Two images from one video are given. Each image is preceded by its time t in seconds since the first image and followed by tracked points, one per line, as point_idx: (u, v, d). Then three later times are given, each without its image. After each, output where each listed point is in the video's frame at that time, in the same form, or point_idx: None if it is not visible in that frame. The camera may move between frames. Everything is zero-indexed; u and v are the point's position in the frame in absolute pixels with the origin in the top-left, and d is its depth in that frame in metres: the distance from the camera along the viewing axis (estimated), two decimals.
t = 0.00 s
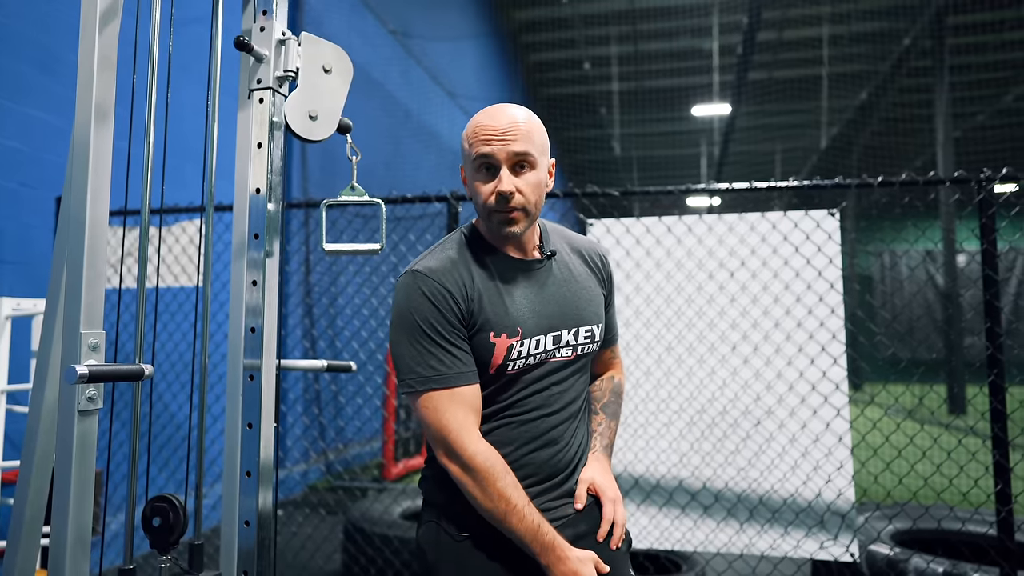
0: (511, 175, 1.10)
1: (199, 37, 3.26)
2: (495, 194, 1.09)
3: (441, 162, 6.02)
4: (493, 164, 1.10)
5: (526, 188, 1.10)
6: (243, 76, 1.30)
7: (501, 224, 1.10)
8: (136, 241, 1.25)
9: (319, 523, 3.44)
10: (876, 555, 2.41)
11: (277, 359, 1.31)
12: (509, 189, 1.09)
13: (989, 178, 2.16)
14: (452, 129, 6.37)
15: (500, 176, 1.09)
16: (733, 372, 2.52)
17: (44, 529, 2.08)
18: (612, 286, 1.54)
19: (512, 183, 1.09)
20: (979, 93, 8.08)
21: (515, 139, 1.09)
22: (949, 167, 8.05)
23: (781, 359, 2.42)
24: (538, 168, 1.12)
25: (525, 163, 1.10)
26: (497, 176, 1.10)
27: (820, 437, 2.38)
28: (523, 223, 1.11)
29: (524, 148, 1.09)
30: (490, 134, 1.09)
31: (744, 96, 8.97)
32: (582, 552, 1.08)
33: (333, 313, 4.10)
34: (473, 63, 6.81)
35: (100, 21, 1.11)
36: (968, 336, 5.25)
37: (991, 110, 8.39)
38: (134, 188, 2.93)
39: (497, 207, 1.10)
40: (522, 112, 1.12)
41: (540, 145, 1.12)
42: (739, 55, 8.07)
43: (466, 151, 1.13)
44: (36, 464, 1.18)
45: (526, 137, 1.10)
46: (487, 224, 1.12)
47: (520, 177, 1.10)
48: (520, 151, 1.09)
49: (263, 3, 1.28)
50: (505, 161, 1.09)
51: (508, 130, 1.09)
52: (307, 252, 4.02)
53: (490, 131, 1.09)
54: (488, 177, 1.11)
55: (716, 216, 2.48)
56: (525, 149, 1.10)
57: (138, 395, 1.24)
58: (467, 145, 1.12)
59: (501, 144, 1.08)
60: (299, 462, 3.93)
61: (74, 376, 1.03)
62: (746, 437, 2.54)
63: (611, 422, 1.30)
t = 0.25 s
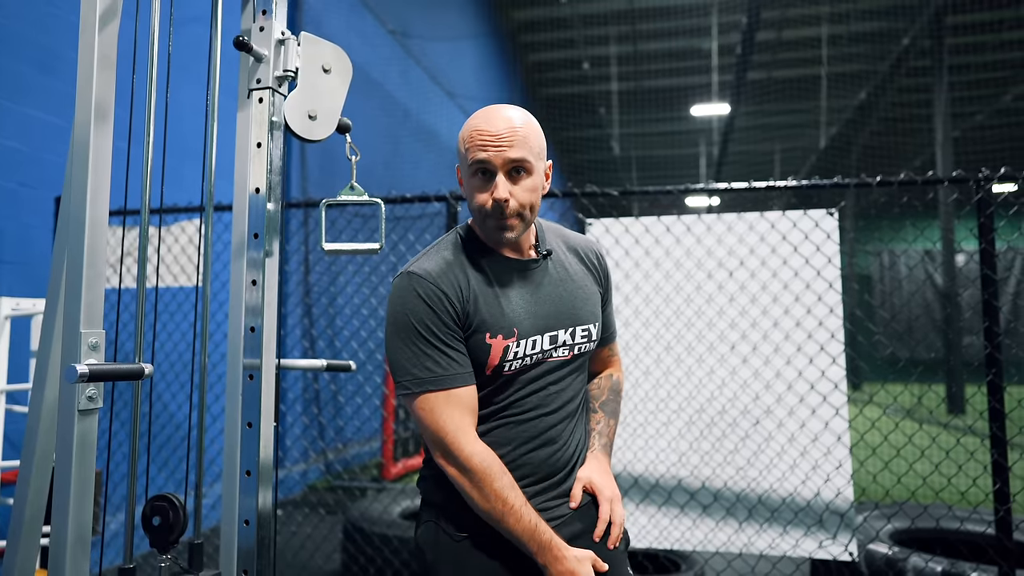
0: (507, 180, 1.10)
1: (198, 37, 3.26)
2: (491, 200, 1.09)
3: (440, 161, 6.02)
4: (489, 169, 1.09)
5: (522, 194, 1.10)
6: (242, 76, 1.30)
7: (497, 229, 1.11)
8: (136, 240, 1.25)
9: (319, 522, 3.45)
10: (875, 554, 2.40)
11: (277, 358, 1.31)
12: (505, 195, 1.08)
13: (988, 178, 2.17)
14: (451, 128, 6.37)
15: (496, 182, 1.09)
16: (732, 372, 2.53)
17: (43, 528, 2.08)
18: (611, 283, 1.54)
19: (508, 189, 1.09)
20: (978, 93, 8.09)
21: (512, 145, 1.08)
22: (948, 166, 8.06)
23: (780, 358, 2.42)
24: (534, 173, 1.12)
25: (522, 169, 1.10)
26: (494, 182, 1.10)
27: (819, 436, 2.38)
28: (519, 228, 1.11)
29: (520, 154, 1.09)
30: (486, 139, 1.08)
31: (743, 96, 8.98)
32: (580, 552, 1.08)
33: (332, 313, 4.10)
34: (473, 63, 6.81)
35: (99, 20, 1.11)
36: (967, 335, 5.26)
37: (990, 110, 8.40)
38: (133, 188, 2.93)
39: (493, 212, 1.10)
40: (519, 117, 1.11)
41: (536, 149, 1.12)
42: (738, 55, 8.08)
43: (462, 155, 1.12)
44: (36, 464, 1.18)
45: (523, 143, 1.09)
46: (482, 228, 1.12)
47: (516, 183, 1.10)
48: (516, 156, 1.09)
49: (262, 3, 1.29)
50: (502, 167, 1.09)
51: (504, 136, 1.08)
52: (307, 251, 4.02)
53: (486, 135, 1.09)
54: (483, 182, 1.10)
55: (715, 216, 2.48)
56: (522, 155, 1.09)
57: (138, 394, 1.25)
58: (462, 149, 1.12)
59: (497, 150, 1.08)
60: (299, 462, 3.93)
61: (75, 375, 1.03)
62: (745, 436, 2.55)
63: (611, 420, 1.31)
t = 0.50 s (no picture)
0: (504, 180, 1.10)
1: (198, 37, 3.26)
2: (487, 199, 1.09)
3: (439, 161, 6.02)
4: (485, 169, 1.09)
5: (518, 194, 1.10)
6: (242, 76, 1.30)
7: (493, 229, 1.11)
8: (136, 240, 1.25)
9: (318, 522, 3.44)
10: (874, 554, 2.40)
11: (276, 358, 1.31)
12: (502, 195, 1.08)
13: (986, 179, 2.17)
14: (451, 129, 6.37)
15: (493, 181, 1.09)
16: (731, 372, 2.53)
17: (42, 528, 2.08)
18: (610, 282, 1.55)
19: (504, 189, 1.09)
20: (977, 94, 8.10)
21: (509, 144, 1.08)
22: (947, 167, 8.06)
23: (778, 358, 2.43)
24: (531, 172, 1.12)
25: (518, 168, 1.10)
26: (490, 182, 1.10)
27: (817, 436, 2.39)
28: (515, 228, 1.11)
29: (517, 153, 1.09)
30: (482, 138, 1.08)
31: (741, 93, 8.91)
32: (579, 543, 1.08)
33: (331, 313, 4.10)
34: (472, 63, 6.81)
35: (99, 20, 1.12)
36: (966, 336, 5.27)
37: (988, 111, 8.41)
38: (132, 187, 2.93)
39: (489, 212, 1.10)
40: (516, 116, 1.11)
41: (533, 149, 1.12)
42: (737, 55, 8.09)
43: (458, 154, 1.12)
44: (35, 463, 1.18)
45: (520, 143, 1.09)
46: (478, 228, 1.12)
47: (512, 182, 1.10)
48: (513, 156, 1.09)
49: (263, 3, 1.29)
50: (499, 166, 1.09)
51: (501, 135, 1.08)
52: (306, 251, 4.03)
53: (483, 134, 1.08)
54: (480, 182, 1.10)
55: (714, 216, 2.49)
56: (518, 154, 1.09)
57: (138, 394, 1.25)
58: (459, 149, 1.12)
59: (494, 149, 1.08)
60: (299, 462, 3.92)
61: (74, 374, 1.03)
62: (744, 436, 2.56)
63: (610, 419, 1.30)
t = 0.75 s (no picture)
0: (502, 181, 1.10)
1: (196, 37, 3.26)
2: (486, 202, 1.09)
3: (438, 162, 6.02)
4: (483, 171, 1.09)
5: (516, 195, 1.10)
6: (242, 77, 1.30)
7: (492, 231, 1.11)
8: (136, 240, 1.25)
9: (317, 523, 3.44)
10: (873, 554, 2.41)
11: (275, 359, 1.31)
12: (500, 197, 1.08)
13: (985, 179, 2.18)
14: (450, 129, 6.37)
15: (491, 183, 1.09)
16: (730, 372, 2.53)
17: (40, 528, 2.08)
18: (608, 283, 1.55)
19: (502, 191, 1.09)
20: (976, 94, 8.11)
21: (507, 146, 1.08)
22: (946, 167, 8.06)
23: (778, 358, 2.43)
24: (528, 174, 1.12)
25: (516, 170, 1.10)
26: (488, 184, 1.10)
27: (817, 436, 2.38)
28: (514, 230, 1.11)
29: (515, 155, 1.09)
30: (480, 140, 1.08)
31: (740, 96, 8.96)
32: (573, 546, 1.08)
33: (331, 314, 4.10)
34: (471, 63, 6.81)
35: (98, 21, 1.12)
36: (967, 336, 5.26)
37: (987, 111, 8.42)
38: (130, 187, 2.93)
39: (487, 214, 1.10)
40: (512, 117, 1.11)
41: (530, 150, 1.12)
42: (737, 55, 8.10)
43: (455, 157, 1.12)
44: (35, 463, 1.18)
45: (517, 144, 1.09)
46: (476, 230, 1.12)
47: (511, 184, 1.10)
48: (511, 158, 1.09)
49: (262, 4, 1.29)
50: (496, 169, 1.09)
51: (498, 137, 1.08)
52: (304, 251, 4.03)
53: (481, 136, 1.08)
54: (478, 184, 1.10)
55: (713, 216, 2.49)
56: (516, 156, 1.09)
57: (137, 394, 1.24)
58: (455, 152, 1.12)
59: (491, 151, 1.08)
60: (298, 462, 3.92)
61: (73, 375, 1.03)
62: (743, 436, 2.56)
63: (608, 421, 1.30)
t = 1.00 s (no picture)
0: (499, 176, 1.10)
1: (195, 37, 3.26)
2: (484, 196, 1.09)
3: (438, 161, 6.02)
4: (479, 166, 1.09)
5: (513, 189, 1.10)
6: (240, 76, 1.30)
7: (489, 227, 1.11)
8: (135, 240, 1.25)
9: (316, 523, 3.44)
10: (872, 554, 2.46)
11: (275, 358, 1.31)
12: (497, 190, 1.08)
13: (983, 179, 2.18)
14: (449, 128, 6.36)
15: (488, 177, 1.09)
16: (730, 372, 2.52)
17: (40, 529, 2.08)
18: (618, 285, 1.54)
19: (500, 185, 1.09)
20: (974, 95, 8.12)
21: (503, 141, 1.08)
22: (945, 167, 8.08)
23: (777, 358, 2.44)
24: (524, 168, 1.12)
25: (512, 164, 1.10)
26: (485, 178, 1.09)
27: (816, 436, 2.35)
28: (512, 224, 1.11)
29: (511, 149, 1.09)
30: (476, 135, 1.08)
31: (739, 95, 8.95)
32: (571, 545, 1.06)
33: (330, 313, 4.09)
34: (470, 62, 6.81)
35: (97, 20, 1.12)
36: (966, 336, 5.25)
37: (986, 111, 8.44)
38: (129, 186, 2.93)
39: (484, 209, 1.09)
40: (507, 111, 1.11)
41: (525, 145, 1.12)
42: (736, 55, 8.10)
43: (451, 155, 1.12)
44: (34, 462, 1.18)
45: (513, 139, 1.09)
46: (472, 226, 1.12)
47: (507, 178, 1.10)
48: (508, 152, 1.09)
49: (261, 3, 1.29)
50: (493, 163, 1.09)
51: (494, 131, 1.08)
52: (304, 250, 4.03)
53: (477, 131, 1.09)
54: (475, 180, 1.10)
55: (712, 216, 2.50)
56: (512, 150, 1.09)
57: (136, 393, 1.24)
58: (451, 149, 1.12)
59: (487, 145, 1.08)
60: (296, 462, 3.91)
61: (71, 374, 1.03)
62: (742, 436, 2.55)
63: (621, 421, 1.30)
